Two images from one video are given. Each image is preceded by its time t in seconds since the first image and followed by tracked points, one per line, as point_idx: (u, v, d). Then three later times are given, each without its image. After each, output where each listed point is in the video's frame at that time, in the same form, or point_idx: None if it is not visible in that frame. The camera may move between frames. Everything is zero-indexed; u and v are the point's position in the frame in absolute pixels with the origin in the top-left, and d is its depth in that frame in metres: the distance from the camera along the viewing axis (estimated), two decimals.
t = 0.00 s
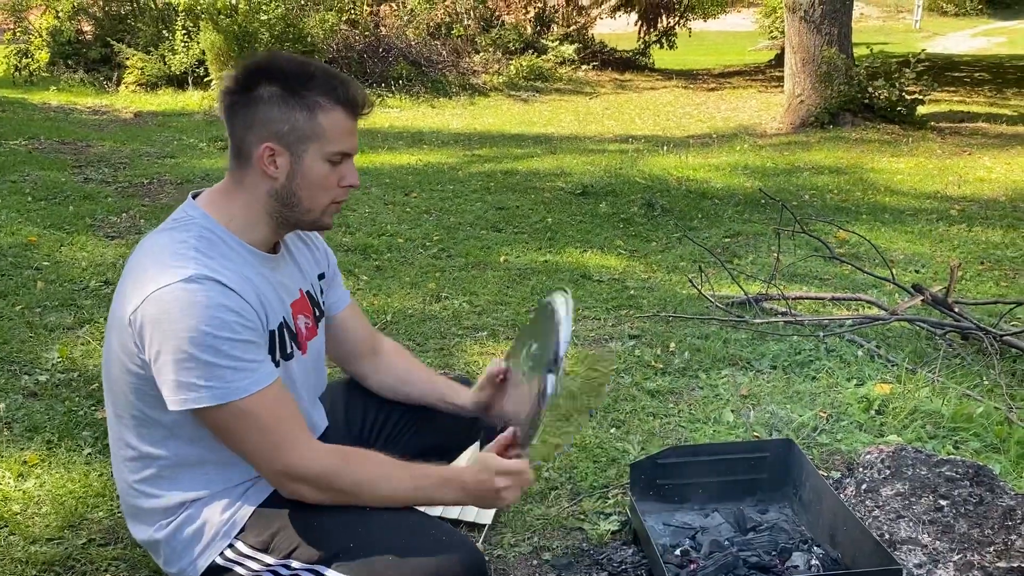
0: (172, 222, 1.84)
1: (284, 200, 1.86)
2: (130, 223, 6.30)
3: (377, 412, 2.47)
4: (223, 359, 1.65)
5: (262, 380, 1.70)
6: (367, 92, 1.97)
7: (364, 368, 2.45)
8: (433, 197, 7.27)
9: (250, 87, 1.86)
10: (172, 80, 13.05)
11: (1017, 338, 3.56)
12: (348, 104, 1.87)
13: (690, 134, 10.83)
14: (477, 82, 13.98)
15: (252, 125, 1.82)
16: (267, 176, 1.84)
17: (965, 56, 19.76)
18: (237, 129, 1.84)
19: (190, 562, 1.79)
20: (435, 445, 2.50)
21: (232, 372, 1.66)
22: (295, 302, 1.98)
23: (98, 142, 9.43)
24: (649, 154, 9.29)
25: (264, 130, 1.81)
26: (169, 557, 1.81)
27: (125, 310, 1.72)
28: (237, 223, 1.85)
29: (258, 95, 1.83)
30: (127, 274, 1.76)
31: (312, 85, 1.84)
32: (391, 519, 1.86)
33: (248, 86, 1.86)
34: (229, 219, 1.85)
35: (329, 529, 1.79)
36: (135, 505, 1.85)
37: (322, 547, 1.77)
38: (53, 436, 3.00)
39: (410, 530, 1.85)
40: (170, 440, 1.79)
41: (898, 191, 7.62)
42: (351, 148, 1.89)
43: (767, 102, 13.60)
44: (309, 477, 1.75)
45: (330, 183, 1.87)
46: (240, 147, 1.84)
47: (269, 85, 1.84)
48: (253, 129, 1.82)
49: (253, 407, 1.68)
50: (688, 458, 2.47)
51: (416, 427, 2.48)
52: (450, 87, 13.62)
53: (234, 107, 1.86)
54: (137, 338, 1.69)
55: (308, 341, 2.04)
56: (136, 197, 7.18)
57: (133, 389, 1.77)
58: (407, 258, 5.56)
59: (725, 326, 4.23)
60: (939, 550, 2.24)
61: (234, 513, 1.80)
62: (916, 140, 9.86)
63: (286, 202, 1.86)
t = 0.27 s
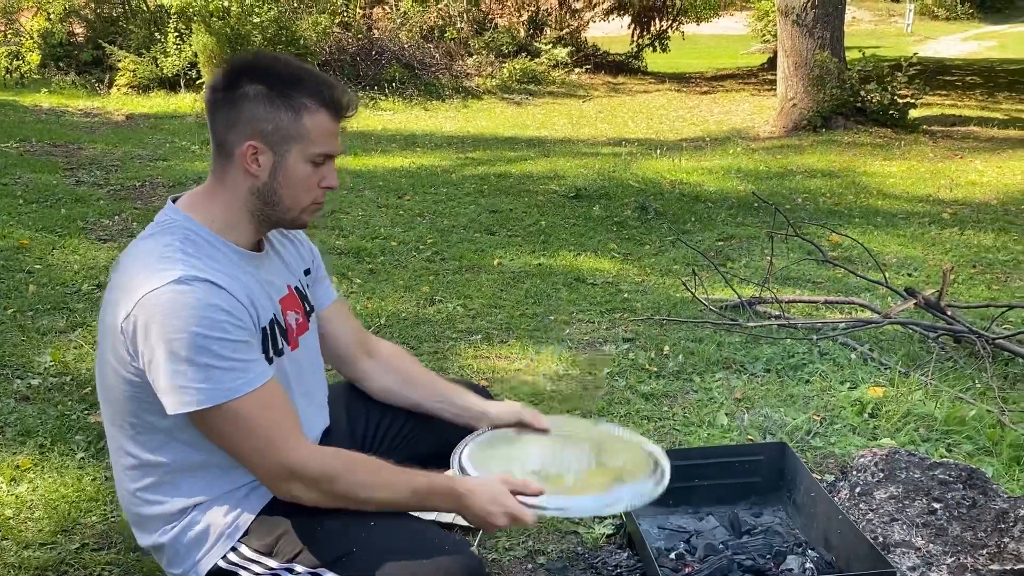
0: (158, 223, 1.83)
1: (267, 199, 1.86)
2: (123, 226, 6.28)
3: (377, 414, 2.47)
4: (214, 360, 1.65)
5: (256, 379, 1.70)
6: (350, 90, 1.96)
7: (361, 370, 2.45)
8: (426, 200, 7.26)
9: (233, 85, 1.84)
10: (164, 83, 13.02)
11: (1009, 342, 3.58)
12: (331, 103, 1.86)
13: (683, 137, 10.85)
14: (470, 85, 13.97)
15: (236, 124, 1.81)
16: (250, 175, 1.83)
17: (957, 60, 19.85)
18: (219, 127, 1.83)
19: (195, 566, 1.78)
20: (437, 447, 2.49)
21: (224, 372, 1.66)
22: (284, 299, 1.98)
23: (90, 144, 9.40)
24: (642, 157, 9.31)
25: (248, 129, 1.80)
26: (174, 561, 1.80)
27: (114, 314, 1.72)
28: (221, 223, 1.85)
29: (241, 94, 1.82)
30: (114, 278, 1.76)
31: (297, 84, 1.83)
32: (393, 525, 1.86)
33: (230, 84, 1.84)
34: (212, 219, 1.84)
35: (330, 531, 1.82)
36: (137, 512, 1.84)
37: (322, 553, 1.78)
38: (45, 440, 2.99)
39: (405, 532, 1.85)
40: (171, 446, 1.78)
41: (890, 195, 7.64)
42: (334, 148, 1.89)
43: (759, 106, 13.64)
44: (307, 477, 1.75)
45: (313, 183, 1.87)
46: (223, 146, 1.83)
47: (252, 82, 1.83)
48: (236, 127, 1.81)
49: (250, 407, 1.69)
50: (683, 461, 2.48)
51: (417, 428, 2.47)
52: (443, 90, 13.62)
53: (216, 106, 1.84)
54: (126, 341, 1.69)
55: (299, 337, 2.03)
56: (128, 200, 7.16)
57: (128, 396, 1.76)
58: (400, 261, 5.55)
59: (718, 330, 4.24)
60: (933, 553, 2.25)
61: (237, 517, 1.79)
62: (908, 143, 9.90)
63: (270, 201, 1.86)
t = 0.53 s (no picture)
0: (165, 225, 1.83)
1: (277, 208, 1.87)
2: (116, 229, 6.27)
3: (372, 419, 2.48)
4: (219, 365, 1.66)
5: (260, 380, 1.71)
6: (364, 105, 1.97)
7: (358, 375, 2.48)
8: (420, 203, 7.26)
9: (250, 93, 1.85)
10: (157, 85, 12.99)
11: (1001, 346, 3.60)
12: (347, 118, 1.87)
13: (676, 141, 10.88)
14: (463, 88, 13.98)
15: (251, 133, 1.81)
16: (262, 184, 1.84)
17: (948, 64, 19.94)
18: (233, 135, 1.84)
19: (181, 568, 1.79)
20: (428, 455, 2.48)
21: (230, 374, 1.67)
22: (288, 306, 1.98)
23: (82, 147, 9.37)
24: (636, 160, 9.33)
25: (263, 140, 1.81)
26: (161, 563, 1.81)
27: (119, 315, 1.72)
28: (229, 228, 1.85)
29: (258, 104, 1.82)
30: (120, 278, 1.76)
31: (314, 97, 1.84)
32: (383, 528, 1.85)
33: (247, 93, 1.84)
34: (220, 224, 1.85)
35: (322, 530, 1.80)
36: (126, 512, 1.84)
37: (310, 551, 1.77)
38: (39, 444, 2.99)
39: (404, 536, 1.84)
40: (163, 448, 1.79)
41: (882, 199, 7.68)
42: (346, 163, 1.90)
43: (752, 110, 13.69)
44: (313, 479, 1.75)
45: (324, 195, 1.89)
46: (236, 154, 1.83)
47: (271, 93, 1.83)
48: (252, 136, 1.81)
49: (256, 408, 1.69)
50: (678, 466, 2.51)
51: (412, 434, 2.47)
52: (436, 93, 13.62)
53: (232, 113, 1.84)
54: (132, 342, 1.69)
55: (296, 347, 2.01)
56: (122, 202, 7.14)
57: (128, 397, 1.77)
58: (395, 264, 5.55)
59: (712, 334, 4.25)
60: (926, 556, 2.27)
61: (224, 518, 1.79)
62: (900, 148, 9.94)
63: (279, 210, 1.86)
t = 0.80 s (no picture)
0: (162, 227, 1.83)
1: (276, 213, 1.87)
2: (108, 232, 6.26)
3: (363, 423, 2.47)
4: (213, 365, 1.65)
5: (256, 384, 1.70)
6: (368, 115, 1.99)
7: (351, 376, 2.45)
8: (412, 206, 7.26)
9: (255, 99, 1.86)
10: (150, 87, 12.97)
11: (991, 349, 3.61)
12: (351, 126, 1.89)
13: (669, 145, 10.91)
14: (456, 91, 13.98)
15: (255, 136, 1.82)
16: (262, 188, 1.84)
17: (939, 69, 20.04)
18: (236, 138, 1.84)
19: (172, 570, 1.79)
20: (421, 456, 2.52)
21: (226, 375, 1.66)
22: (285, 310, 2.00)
23: (74, 149, 9.35)
24: (628, 164, 9.36)
25: (266, 143, 1.82)
26: (152, 565, 1.80)
27: (115, 314, 1.72)
28: (227, 231, 1.85)
29: (263, 108, 1.83)
30: (117, 279, 1.76)
31: (319, 104, 1.85)
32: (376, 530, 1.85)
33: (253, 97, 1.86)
34: (218, 227, 1.84)
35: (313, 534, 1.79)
36: (117, 513, 1.84)
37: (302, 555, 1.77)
38: (29, 447, 2.98)
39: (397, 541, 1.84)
40: (157, 449, 1.79)
41: (873, 203, 7.71)
42: (347, 170, 1.91)
43: (744, 114, 13.74)
44: (306, 479, 1.75)
45: (323, 201, 1.89)
46: (239, 157, 1.84)
47: (276, 99, 1.85)
48: (255, 139, 1.82)
49: (252, 410, 1.69)
50: (670, 469, 2.51)
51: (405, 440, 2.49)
52: (430, 96, 13.60)
53: (237, 116, 1.85)
54: (126, 341, 1.68)
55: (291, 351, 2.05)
56: (114, 205, 7.13)
57: (122, 397, 1.76)
58: (388, 267, 5.55)
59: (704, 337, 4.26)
60: (915, 559, 2.28)
61: (217, 520, 1.79)
62: (891, 152, 9.99)
63: (278, 215, 1.86)
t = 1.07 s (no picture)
0: (163, 233, 1.83)
1: (281, 230, 1.86)
2: (97, 233, 6.23)
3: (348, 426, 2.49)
4: (204, 373, 1.64)
5: (245, 396, 1.69)
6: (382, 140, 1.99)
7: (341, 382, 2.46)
8: (403, 208, 7.26)
9: (272, 115, 1.85)
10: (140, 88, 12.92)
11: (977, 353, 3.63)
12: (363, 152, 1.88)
13: (660, 147, 10.93)
14: (448, 93, 13.97)
15: (267, 153, 1.81)
16: (269, 205, 1.84)
17: (930, 73, 20.11)
18: (249, 153, 1.83)
19: None
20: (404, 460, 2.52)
21: (217, 386, 1.65)
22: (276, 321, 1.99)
23: (64, 150, 9.31)
24: (619, 167, 9.37)
25: (277, 161, 1.81)
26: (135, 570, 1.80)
27: (110, 319, 1.71)
28: (230, 243, 1.85)
29: (279, 126, 1.83)
30: (114, 282, 1.76)
31: (334, 127, 1.85)
32: (361, 537, 1.84)
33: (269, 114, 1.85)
34: (221, 238, 1.84)
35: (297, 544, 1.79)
36: (102, 516, 1.83)
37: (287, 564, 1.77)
38: (15, 451, 2.96)
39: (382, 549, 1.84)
40: (145, 454, 1.78)
41: (863, 206, 7.74)
42: (356, 195, 1.91)
43: (735, 117, 13.78)
44: (282, 495, 1.73)
45: (329, 223, 1.88)
46: (249, 171, 1.83)
47: (293, 118, 1.84)
48: (267, 156, 1.81)
49: (238, 423, 1.68)
50: (658, 473, 2.53)
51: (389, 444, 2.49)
52: (421, 98, 13.57)
53: (251, 130, 1.84)
54: (121, 346, 1.68)
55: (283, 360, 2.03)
56: (103, 207, 7.10)
57: (113, 401, 1.76)
58: (378, 270, 5.55)
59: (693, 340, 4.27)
60: (900, 562, 2.29)
61: (201, 529, 1.78)
62: (880, 155, 10.03)
63: (282, 232, 1.86)
